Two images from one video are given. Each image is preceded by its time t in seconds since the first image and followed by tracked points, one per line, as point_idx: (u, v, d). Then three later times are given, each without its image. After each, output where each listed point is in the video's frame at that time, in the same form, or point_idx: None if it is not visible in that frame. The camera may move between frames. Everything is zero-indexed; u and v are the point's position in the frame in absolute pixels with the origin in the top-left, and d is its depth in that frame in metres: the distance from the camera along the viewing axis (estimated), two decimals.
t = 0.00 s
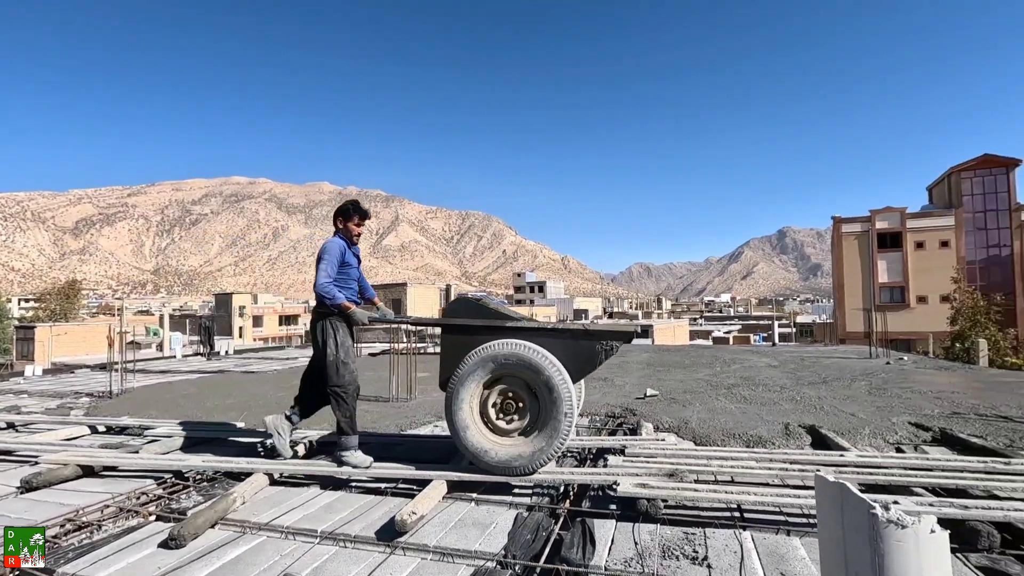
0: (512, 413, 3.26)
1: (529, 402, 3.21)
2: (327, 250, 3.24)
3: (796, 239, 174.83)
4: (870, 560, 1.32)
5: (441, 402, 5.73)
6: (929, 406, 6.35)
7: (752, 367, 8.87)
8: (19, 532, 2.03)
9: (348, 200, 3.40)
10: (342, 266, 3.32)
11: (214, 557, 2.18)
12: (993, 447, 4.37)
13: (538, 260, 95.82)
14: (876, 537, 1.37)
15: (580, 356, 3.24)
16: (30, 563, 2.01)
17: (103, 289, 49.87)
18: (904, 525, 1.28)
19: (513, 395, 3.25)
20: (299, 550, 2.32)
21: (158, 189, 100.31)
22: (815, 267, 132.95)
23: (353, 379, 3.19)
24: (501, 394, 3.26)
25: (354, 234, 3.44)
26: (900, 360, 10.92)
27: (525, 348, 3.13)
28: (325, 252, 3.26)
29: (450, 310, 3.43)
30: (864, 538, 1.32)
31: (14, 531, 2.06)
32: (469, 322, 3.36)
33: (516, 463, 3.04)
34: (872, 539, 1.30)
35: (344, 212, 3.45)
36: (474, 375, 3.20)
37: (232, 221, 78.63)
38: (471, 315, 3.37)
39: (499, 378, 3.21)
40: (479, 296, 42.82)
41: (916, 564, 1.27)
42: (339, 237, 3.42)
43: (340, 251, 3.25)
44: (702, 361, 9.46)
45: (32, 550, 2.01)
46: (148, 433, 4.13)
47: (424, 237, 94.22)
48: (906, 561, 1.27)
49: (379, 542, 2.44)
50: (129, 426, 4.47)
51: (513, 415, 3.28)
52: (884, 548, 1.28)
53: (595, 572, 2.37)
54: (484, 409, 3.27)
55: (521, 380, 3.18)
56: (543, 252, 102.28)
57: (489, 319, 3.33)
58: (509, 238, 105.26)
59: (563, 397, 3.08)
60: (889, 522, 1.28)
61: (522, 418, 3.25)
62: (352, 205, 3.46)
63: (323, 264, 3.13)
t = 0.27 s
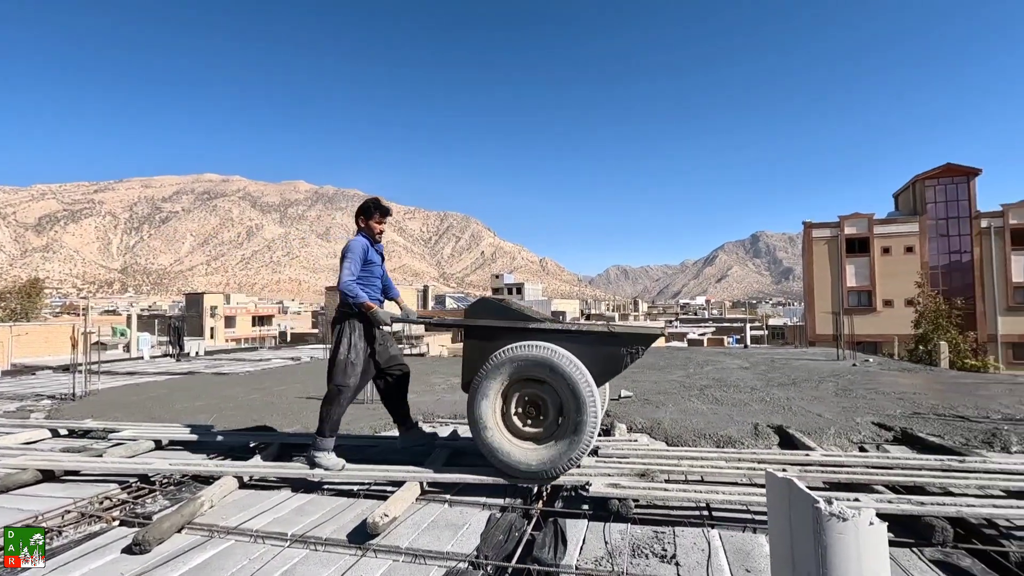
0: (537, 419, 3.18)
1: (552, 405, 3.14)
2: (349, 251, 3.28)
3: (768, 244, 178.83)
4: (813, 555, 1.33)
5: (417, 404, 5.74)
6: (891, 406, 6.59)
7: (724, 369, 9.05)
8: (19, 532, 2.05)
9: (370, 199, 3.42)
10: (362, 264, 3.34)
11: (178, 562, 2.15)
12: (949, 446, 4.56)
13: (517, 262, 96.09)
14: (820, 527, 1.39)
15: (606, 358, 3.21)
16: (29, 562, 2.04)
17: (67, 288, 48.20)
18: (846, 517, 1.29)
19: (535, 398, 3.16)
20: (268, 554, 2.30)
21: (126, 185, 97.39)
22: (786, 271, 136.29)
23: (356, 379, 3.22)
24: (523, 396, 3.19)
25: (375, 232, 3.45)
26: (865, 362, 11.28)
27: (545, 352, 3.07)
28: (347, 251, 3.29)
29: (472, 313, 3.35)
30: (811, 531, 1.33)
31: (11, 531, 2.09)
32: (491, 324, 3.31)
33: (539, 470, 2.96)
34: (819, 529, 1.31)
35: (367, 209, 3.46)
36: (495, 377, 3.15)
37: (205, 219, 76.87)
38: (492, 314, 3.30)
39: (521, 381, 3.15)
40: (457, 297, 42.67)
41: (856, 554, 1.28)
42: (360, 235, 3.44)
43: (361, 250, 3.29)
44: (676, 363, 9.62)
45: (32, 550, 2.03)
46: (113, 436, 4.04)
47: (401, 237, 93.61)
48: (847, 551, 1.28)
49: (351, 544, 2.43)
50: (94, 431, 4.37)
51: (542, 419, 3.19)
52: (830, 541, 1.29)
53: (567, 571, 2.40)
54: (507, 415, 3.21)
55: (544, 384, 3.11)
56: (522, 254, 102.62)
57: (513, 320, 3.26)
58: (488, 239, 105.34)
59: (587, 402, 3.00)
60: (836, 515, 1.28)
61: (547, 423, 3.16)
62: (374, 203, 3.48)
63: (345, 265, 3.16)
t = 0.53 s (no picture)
0: (571, 420, 3.21)
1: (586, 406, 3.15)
2: (376, 259, 3.33)
3: (748, 246, 181.67)
4: (764, 550, 1.33)
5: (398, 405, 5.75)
6: (862, 406, 6.77)
7: (703, 370, 9.21)
8: (20, 532, 2.09)
9: (394, 206, 3.46)
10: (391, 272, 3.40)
11: (149, 565, 2.13)
12: (916, 445, 4.70)
13: (500, 262, 96.19)
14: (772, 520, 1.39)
15: (640, 358, 3.18)
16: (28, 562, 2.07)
17: (37, 286, 46.86)
18: (794, 510, 1.29)
19: (570, 397, 3.18)
20: (244, 555, 2.30)
21: (99, 181, 94.94)
22: (765, 274, 138.59)
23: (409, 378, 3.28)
24: (557, 395, 3.21)
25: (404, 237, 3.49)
26: (839, 363, 11.54)
27: (576, 349, 3.08)
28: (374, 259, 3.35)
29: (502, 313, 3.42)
30: (762, 526, 1.33)
31: (12, 531, 2.12)
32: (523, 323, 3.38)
33: (551, 471, 3.05)
34: (768, 524, 1.31)
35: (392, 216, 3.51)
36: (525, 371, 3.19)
37: (182, 216, 75.37)
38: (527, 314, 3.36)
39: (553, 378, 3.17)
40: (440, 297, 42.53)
41: (801, 545, 1.29)
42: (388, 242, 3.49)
43: (388, 257, 3.33)
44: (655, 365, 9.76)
45: (32, 550, 2.07)
46: (86, 437, 3.98)
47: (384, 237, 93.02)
48: (795, 543, 1.28)
49: (327, 544, 2.43)
50: (65, 432, 4.29)
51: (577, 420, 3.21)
52: (778, 533, 1.29)
53: (543, 569, 2.43)
54: (540, 412, 3.26)
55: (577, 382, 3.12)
56: (505, 255, 102.80)
57: (544, 321, 3.32)
58: (471, 240, 105.33)
59: (618, 403, 2.97)
60: (783, 507, 1.29)
61: (580, 426, 3.18)
62: (400, 209, 3.51)
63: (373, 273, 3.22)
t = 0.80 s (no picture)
0: (622, 425, 3.14)
1: (639, 411, 3.09)
2: (410, 258, 3.26)
3: (737, 248, 183.26)
4: (733, 543, 1.27)
5: (386, 405, 5.75)
6: (845, 406, 6.88)
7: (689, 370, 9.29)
8: (20, 532, 2.09)
9: (428, 203, 3.41)
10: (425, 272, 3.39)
11: (134, 565, 2.12)
12: (898, 445, 4.78)
13: (490, 262, 96.34)
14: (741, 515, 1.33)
15: (690, 362, 3.20)
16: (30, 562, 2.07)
17: (20, 284, 46.11)
18: (762, 501, 1.22)
19: (621, 402, 3.12)
20: (229, 554, 2.30)
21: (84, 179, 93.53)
22: (753, 276, 139.87)
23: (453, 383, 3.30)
24: (607, 400, 3.14)
25: (437, 236, 3.48)
26: (825, 364, 11.68)
27: (630, 353, 3.04)
28: (407, 259, 3.28)
29: (546, 315, 3.39)
30: (732, 519, 1.26)
31: (13, 532, 2.13)
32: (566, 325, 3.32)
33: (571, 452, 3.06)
34: (739, 516, 1.24)
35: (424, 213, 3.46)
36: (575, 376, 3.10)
37: (170, 214, 74.56)
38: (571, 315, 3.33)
39: (604, 384, 3.11)
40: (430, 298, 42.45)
41: (772, 538, 1.22)
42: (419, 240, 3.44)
43: (422, 257, 3.28)
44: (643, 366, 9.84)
45: (32, 549, 2.07)
46: (69, 437, 3.94)
47: (374, 237, 92.72)
48: (764, 536, 1.22)
49: (314, 543, 2.44)
50: (46, 431, 4.25)
51: (628, 426, 3.15)
52: (748, 525, 1.23)
53: (528, 567, 2.46)
54: (587, 418, 3.17)
55: (631, 388, 3.06)
56: (495, 255, 102.97)
57: (587, 323, 3.29)
58: (461, 240, 105.43)
59: (677, 409, 2.93)
60: (753, 497, 1.22)
61: (631, 433, 3.12)
62: (431, 207, 3.47)
63: (408, 274, 3.16)
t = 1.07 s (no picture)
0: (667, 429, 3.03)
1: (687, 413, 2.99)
2: (440, 246, 3.15)
3: (713, 250, 186.37)
4: (689, 530, 1.31)
5: (362, 404, 5.71)
6: (813, 405, 7.08)
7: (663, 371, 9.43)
8: (19, 533, 2.12)
9: (458, 191, 3.30)
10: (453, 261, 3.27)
11: (96, 566, 2.08)
12: (862, 443, 4.93)
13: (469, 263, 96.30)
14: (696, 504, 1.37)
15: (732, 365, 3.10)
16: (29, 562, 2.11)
17: None
18: (715, 490, 1.26)
19: (666, 403, 3.01)
20: (198, 554, 2.28)
21: (49, 172, 90.32)
22: (729, 278, 142.35)
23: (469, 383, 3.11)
24: (653, 401, 3.02)
25: (464, 225, 3.36)
26: (796, 365, 11.97)
27: (680, 354, 2.93)
28: (436, 248, 3.17)
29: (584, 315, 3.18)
30: (688, 507, 1.30)
31: (13, 532, 2.17)
32: (606, 326, 3.13)
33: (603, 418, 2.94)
34: (694, 504, 1.28)
35: (454, 200, 3.35)
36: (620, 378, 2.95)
37: (140, 210, 72.57)
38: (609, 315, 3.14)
39: (651, 386, 2.98)
40: (408, 297, 42.14)
41: (725, 525, 1.27)
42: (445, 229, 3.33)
43: (454, 247, 3.18)
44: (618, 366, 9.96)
45: (33, 550, 2.11)
46: (31, 437, 3.83)
47: (352, 236, 91.82)
48: (717, 523, 1.26)
49: (286, 543, 2.43)
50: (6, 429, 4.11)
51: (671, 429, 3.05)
52: (703, 511, 1.27)
53: (502, 563, 2.49)
54: (632, 421, 3.03)
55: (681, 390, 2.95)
56: (475, 256, 102.95)
57: (629, 324, 3.10)
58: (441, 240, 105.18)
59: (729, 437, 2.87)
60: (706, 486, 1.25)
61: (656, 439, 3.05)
62: (461, 195, 3.35)
63: (440, 264, 3.05)
